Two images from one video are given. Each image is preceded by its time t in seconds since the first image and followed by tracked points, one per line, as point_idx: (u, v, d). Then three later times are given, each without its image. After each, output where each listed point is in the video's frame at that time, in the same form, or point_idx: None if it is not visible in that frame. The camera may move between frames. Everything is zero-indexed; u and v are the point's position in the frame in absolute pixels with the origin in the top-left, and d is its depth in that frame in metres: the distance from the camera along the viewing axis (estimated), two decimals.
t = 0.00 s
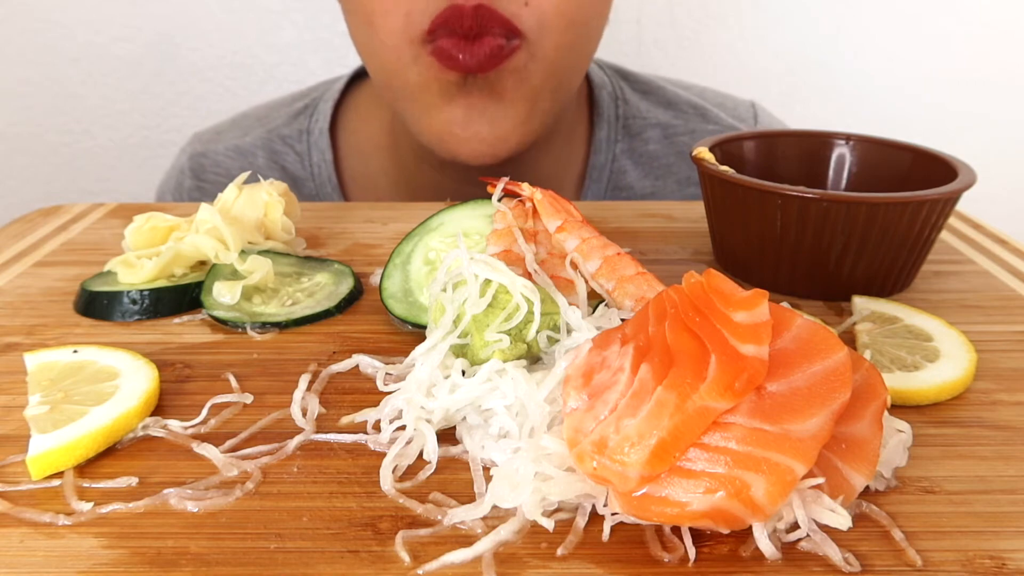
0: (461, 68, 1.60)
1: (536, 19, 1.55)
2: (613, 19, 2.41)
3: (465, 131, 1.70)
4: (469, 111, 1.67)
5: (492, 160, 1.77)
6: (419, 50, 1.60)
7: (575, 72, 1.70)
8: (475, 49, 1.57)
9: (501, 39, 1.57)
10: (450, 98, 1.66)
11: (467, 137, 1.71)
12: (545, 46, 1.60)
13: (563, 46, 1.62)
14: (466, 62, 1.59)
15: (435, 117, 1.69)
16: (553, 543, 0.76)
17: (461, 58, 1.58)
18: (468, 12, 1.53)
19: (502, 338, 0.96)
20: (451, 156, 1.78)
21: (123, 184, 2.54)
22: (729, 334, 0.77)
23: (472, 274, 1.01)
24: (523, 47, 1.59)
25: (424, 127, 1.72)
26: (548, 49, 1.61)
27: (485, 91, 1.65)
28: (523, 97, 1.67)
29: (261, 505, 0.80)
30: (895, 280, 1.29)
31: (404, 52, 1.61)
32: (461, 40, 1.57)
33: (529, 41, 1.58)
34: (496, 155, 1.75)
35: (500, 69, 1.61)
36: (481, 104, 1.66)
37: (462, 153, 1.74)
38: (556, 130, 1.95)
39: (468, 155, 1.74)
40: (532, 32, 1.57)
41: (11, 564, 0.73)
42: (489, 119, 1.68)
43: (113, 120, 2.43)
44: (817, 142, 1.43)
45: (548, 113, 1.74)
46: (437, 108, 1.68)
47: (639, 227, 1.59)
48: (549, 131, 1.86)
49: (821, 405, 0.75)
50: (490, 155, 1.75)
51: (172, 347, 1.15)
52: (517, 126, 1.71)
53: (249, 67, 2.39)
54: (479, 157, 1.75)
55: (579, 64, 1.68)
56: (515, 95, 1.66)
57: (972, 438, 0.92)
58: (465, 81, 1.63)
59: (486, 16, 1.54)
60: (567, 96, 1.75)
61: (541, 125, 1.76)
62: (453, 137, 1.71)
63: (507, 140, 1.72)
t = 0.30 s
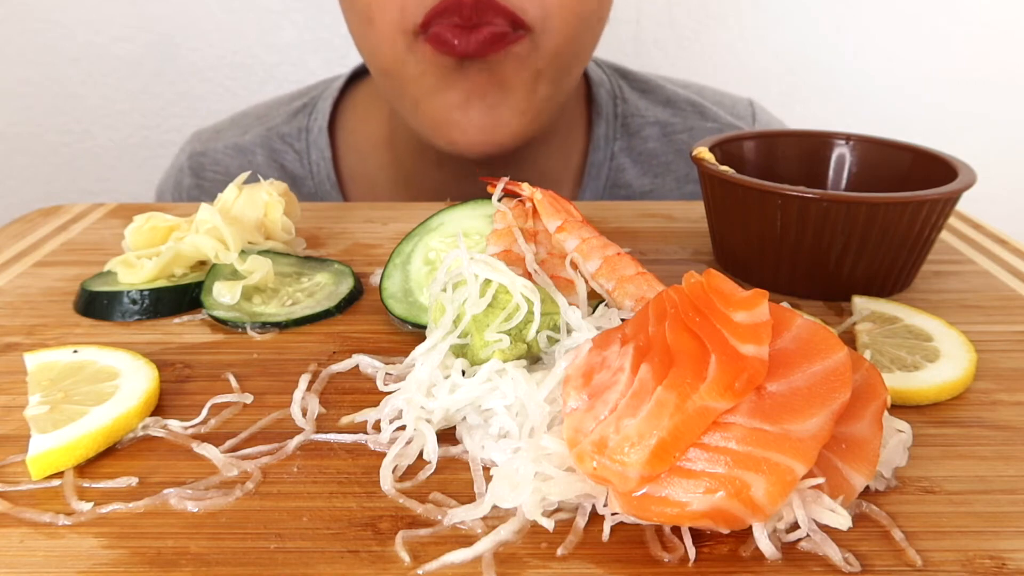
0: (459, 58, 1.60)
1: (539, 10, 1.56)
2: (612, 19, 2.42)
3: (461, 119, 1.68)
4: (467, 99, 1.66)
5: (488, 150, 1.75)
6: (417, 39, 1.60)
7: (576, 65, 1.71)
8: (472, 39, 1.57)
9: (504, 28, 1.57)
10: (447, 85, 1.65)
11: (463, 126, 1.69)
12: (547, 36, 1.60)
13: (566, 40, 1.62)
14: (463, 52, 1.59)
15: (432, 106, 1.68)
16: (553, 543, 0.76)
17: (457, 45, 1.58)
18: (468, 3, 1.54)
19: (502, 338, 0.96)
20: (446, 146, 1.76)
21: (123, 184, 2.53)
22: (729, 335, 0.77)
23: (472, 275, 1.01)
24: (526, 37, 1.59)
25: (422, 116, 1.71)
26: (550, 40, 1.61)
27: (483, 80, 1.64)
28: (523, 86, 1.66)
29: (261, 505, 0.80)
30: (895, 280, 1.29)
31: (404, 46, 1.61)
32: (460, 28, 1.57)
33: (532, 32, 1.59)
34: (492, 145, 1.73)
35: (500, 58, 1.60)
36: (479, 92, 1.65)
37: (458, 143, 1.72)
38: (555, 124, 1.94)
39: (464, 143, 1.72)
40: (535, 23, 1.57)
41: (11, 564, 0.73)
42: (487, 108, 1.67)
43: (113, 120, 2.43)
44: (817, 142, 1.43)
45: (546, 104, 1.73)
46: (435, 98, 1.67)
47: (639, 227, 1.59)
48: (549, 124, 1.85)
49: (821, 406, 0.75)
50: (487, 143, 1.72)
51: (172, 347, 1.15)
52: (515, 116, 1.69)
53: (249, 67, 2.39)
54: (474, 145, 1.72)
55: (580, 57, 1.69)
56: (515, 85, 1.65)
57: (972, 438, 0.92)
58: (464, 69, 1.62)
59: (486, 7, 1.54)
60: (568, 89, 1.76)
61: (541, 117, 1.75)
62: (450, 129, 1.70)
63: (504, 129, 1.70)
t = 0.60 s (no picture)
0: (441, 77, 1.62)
1: (513, 25, 1.56)
2: (612, 18, 2.42)
3: (448, 134, 1.72)
4: (452, 116, 1.69)
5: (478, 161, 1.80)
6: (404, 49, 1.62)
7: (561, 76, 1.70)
8: (452, 56, 1.58)
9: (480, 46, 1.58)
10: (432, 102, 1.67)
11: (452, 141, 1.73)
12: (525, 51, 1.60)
13: (543, 56, 1.62)
14: (444, 70, 1.60)
15: (421, 123, 1.72)
16: (553, 543, 0.76)
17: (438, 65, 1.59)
18: (444, 20, 1.55)
19: (502, 338, 0.96)
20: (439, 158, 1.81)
21: (123, 184, 2.53)
22: (729, 335, 0.77)
23: (472, 275, 1.01)
24: (503, 53, 1.60)
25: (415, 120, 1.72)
26: (528, 56, 1.61)
27: (466, 96, 1.66)
28: (505, 101, 1.67)
29: (261, 505, 0.80)
30: (895, 280, 1.29)
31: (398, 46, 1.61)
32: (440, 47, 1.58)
33: (508, 47, 1.59)
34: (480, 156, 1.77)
35: (478, 75, 1.62)
36: (463, 108, 1.68)
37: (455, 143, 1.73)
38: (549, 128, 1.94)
39: (454, 157, 1.77)
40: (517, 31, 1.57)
41: (11, 564, 0.73)
42: (472, 123, 1.70)
43: (113, 120, 2.43)
44: (817, 142, 1.43)
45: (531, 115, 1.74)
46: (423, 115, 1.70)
47: (639, 227, 1.59)
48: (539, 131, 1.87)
49: (821, 405, 0.75)
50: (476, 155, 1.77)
51: (172, 347, 1.15)
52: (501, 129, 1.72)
53: (249, 67, 2.39)
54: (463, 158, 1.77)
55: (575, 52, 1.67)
56: (496, 101, 1.67)
57: (972, 438, 0.92)
58: (446, 88, 1.64)
59: (463, 22, 1.55)
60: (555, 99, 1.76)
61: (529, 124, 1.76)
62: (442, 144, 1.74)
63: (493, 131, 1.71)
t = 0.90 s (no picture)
0: (414, 55, 1.61)
1: (490, 7, 1.54)
2: (613, 17, 2.42)
3: (421, 109, 1.69)
4: (426, 91, 1.67)
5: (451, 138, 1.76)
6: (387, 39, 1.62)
7: (543, 57, 1.68)
8: (424, 36, 1.59)
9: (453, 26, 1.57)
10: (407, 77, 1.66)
11: (425, 116, 1.70)
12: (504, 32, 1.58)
13: (523, 37, 1.60)
14: (417, 50, 1.60)
15: (395, 97, 1.70)
16: (553, 543, 0.76)
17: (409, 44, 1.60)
18: (413, 4, 1.54)
19: (502, 338, 0.96)
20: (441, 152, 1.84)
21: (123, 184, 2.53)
22: (729, 335, 0.77)
23: (472, 275, 1.01)
24: (479, 33, 1.58)
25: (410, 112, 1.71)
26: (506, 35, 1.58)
27: (441, 73, 1.64)
28: (481, 78, 1.65)
29: (261, 505, 0.80)
30: (895, 280, 1.29)
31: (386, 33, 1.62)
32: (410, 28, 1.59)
33: (486, 28, 1.57)
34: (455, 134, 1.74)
35: (453, 53, 1.60)
36: (438, 85, 1.66)
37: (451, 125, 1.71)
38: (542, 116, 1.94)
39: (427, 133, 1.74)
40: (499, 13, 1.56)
41: (11, 564, 0.73)
42: (444, 98, 1.67)
43: (113, 120, 2.43)
44: (817, 142, 1.43)
45: (510, 95, 1.71)
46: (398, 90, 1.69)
47: (639, 227, 1.59)
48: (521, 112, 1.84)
49: (821, 405, 0.75)
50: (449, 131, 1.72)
51: (172, 347, 1.15)
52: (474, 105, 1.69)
53: (249, 67, 2.39)
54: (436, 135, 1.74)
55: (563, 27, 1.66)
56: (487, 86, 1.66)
57: (972, 438, 0.92)
58: (421, 63, 1.63)
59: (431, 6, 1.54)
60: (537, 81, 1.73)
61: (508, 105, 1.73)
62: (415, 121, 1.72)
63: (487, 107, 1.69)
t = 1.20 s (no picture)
0: (409, 68, 1.64)
1: (476, 17, 1.55)
2: (613, 16, 2.42)
3: (421, 122, 1.73)
4: (425, 105, 1.70)
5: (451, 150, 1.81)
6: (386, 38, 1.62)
7: (537, 62, 1.68)
8: (417, 49, 1.60)
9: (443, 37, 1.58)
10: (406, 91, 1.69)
11: (425, 129, 1.74)
12: (492, 43, 1.59)
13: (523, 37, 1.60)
14: (410, 63, 1.62)
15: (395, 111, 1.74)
16: (553, 543, 0.76)
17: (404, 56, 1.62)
18: (406, 16, 1.57)
19: (502, 338, 0.96)
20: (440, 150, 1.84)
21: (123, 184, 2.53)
22: (729, 335, 0.77)
23: (472, 275, 1.01)
24: (468, 44, 1.59)
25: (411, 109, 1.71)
26: (495, 47, 1.60)
27: (436, 86, 1.67)
28: (476, 92, 1.67)
29: (261, 505, 0.80)
30: (895, 280, 1.29)
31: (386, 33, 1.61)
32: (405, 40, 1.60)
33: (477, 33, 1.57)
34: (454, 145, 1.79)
35: (446, 66, 1.62)
36: (436, 98, 1.69)
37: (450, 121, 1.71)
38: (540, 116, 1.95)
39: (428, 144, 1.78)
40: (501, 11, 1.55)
41: (11, 564, 0.73)
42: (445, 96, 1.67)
43: (113, 120, 2.43)
44: (817, 142, 1.43)
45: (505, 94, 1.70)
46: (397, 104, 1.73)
47: (639, 227, 1.59)
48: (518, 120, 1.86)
49: (821, 405, 0.75)
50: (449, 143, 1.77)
51: (172, 347, 1.15)
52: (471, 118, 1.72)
53: (250, 66, 2.39)
54: (437, 145, 1.78)
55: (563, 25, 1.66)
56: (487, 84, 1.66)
57: (972, 438, 0.92)
58: (416, 78, 1.66)
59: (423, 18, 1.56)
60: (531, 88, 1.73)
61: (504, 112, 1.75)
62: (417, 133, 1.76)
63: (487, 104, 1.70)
